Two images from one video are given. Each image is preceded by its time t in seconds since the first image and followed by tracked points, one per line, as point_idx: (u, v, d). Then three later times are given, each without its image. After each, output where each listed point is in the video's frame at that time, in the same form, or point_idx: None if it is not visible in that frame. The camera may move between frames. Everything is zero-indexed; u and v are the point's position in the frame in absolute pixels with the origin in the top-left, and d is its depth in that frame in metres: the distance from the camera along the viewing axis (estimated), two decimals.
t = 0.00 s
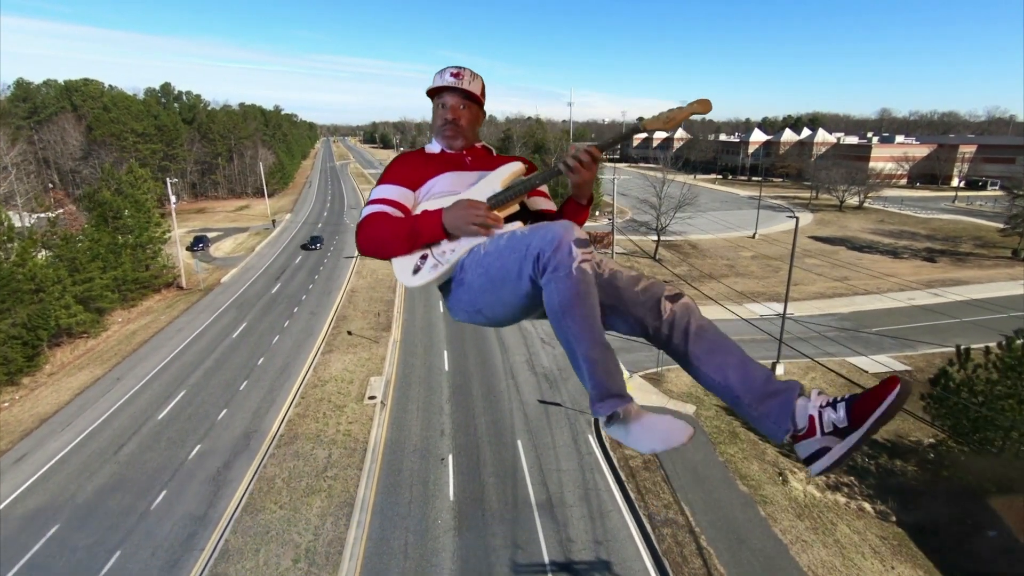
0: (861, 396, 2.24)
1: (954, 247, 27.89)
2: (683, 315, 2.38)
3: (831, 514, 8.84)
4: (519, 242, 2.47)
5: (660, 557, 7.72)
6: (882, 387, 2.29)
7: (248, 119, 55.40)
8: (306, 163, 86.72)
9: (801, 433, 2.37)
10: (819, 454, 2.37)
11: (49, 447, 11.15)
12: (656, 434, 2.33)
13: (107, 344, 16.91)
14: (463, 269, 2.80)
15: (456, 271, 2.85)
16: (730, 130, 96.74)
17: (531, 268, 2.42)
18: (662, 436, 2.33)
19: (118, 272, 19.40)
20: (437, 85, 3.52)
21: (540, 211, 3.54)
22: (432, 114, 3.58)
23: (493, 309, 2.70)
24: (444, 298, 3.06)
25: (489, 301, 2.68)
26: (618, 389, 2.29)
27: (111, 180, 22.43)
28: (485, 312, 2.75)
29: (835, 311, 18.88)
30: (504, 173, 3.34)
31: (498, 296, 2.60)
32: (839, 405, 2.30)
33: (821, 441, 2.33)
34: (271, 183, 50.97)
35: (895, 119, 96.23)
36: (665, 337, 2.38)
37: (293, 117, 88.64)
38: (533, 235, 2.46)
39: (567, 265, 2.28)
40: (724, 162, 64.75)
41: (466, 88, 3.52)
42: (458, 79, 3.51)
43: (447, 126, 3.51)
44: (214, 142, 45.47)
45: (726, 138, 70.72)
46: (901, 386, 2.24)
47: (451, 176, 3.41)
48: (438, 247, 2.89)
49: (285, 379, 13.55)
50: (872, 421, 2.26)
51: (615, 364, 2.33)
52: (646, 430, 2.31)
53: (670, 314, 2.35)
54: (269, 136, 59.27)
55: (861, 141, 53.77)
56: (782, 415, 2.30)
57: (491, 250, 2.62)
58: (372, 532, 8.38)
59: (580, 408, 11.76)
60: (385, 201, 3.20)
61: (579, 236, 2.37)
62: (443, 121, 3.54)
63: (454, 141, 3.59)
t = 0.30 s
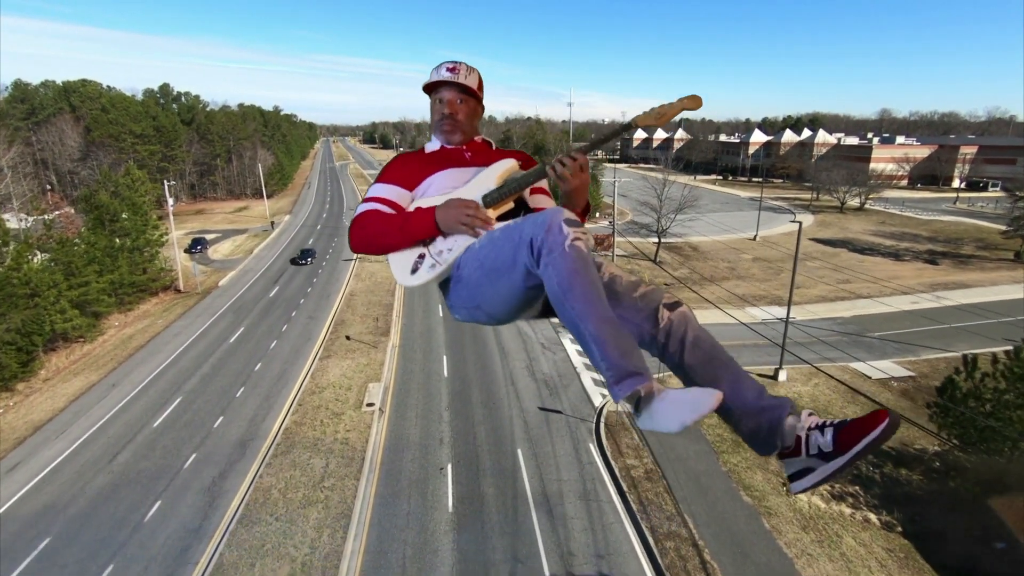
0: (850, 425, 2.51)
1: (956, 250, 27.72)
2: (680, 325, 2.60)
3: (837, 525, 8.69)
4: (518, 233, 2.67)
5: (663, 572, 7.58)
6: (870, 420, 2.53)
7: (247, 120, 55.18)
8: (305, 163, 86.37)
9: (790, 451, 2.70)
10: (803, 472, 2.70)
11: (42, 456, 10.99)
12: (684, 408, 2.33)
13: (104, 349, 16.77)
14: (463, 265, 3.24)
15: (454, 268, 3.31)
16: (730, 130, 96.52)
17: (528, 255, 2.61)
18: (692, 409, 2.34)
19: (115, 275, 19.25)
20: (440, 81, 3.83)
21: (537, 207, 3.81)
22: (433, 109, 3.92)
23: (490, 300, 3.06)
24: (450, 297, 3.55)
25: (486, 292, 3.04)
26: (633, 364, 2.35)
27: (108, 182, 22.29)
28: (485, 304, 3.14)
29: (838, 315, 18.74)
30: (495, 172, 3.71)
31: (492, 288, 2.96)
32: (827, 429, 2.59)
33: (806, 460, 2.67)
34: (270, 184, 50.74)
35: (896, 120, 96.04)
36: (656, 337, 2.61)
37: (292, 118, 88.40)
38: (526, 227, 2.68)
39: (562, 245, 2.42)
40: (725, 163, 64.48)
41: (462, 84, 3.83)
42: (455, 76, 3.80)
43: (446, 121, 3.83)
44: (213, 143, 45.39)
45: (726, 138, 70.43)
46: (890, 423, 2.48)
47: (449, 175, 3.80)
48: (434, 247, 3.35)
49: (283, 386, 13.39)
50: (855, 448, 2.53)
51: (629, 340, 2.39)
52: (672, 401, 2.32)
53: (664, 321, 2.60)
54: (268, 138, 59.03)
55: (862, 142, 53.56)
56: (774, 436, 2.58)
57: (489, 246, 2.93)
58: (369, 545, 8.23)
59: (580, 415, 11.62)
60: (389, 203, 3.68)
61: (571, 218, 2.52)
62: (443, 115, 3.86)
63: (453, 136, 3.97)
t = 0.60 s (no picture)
0: (860, 387, 2.39)
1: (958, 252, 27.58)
2: (681, 310, 2.62)
3: (842, 537, 8.53)
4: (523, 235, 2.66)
5: None
6: (885, 380, 2.40)
7: (245, 120, 54.99)
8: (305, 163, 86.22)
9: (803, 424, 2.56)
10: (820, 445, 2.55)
11: (34, 465, 10.81)
12: (726, 397, 2.26)
13: (99, 353, 16.60)
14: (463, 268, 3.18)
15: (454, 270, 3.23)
16: (730, 132, 95.19)
17: (536, 261, 2.60)
18: (730, 402, 2.25)
19: (110, 278, 19.07)
20: (433, 89, 3.72)
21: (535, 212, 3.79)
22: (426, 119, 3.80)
23: (491, 302, 3.00)
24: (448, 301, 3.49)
25: (488, 296, 2.98)
26: (654, 359, 2.33)
27: (104, 184, 22.11)
28: (486, 308, 3.08)
29: (840, 319, 18.59)
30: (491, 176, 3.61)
31: (496, 290, 2.89)
32: (840, 395, 2.46)
33: (822, 431, 2.53)
34: (268, 185, 50.52)
35: (896, 121, 95.98)
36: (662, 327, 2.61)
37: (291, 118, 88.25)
38: (531, 231, 2.67)
39: (571, 248, 2.43)
40: (725, 164, 64.31)
41: (457, 93, 3.75)
42: (450, 84, 3.73)
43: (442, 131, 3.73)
44: (211, 143, 45.45)
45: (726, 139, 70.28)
46: (905, 379, 2.33)
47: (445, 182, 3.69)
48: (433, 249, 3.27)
49: (279, 392, 13.22)
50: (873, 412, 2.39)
51: (647, 335, 2.37)
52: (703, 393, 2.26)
53: (666, 311, 2.60)
54: (267, 138, 58.81)
55: (862, 143, 53.41)
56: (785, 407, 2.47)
57: (491, 247, 2.89)
58: (365, 559, 8.06)
59: (581, 423, 11.45)
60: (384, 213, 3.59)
61: (577, 224, 2.55)
62: (438, 125, 3.76)
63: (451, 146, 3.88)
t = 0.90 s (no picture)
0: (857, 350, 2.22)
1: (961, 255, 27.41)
2: (679, 281, 2.54)
3: (848, 550, 8.36)
4: (525, 247, 2.65)
5: None
6: (881, 344, 2.23)
7: (244, 121, 54.77)
8: (304, 164, 86.01)
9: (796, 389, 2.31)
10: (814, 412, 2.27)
11: (25, 473, 10.62)
12: (781, 369, 2.21)
13: (94, 357, 16.42)
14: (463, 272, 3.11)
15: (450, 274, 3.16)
16: (731, 132, 94.98)
17: (542, 267, 2.57)
18: (781, 374, 2.21)
19: (106, 281, 18.90)
20: (422, 90, 3.76)
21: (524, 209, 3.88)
22: (416, 120, 3.84)
23: (495, 306, 2.92)
24: (448, 312, 3.40)
25: (491, 299, 2.90)
26: (677, 338, 2.23)
27: (101, 186, 21.93)
28: (489, 311, 3.00)
29: (843, 322, 18.41)
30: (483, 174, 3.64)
31: (498, 297, 2.84)
32: (836, 359, 2.24)
33: (816, 395, 2.25)
34: (267, 186, 50.30)
35: (897, 121, 95.82)
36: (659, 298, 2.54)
37: (291, 118, 88.02)
38: (537, 242, 2.67)
39: (575, 255, 2.45)
40: (726, 164, 64.07)
41: (447, 93, 3.79)
42: (438, 84, 3.75)
43: (432, 131, 3.77)
44: (209, 143, 45.24)
45: (726, 140, 70.12)
46: (901, 337, 2.19)
47: (438, 182, 3.69)
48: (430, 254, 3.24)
49: (276, 397, 13.03)
50: (869, 374, 2.20)
51: (666, 319, 2.31)
52: (745, 364, 2.18)
53: (664, 278, 2.54)
54: (266, 139, 58.60)
55: (864, 144, 53.23)
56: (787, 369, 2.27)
57: (491, 254, 2.84)
58: (361, 572, 7.89)
59: (581, 430, 11.28)
60: (380, 217, 3.61)
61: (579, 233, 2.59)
62: (428, 126, 3.79)
63: (440, 148, 3.89)
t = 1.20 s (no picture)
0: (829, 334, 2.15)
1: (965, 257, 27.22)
2: (680, 238, 2.67)
3: (861, 563, 8.16)
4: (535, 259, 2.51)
5: None
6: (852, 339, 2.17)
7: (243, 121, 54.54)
8: (303, 164, 85.75)
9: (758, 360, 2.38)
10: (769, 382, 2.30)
11: (19, 482, 10.43)
12: (810, 364, 2.01)
13: (91, 362, 16.23)
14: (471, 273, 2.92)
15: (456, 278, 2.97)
16: (731, 133, 94.81)
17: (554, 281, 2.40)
18: (808, 365, 2.02)
19: (103, 284, 18.70)
20: (422, 92, 3.60)
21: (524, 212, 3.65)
22: (415, 124, 3.69)
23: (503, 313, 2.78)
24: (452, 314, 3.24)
25: (500, 305, 2.73)
26: (699, 344, 2.12)
27: (98, 187, 21.73)
28: (499, 315, 2.83)
29: (849, 326, 18.21)
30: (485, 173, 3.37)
31: (506, 307, 2.69)
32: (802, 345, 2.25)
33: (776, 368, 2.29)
34: (266, 186, 50.05)
35: (897, 121, 95.67)
36: (656, 249, 2.63)
37: (290, 119, 87.83)
38: (549, 256, 2.50)
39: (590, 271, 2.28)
40: (726, 165, 63.88)
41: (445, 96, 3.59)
42: (437, 88, 3.57)
43: (431, 135, 3.61)
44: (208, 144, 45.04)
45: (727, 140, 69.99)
46: (872, 334, 2.15)
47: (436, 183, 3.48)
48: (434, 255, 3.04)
49: (274, 404, 12.82)
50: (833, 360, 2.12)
51: (684, 327, 2.18)
52: (768, 364, 2.04)
53: (664, 230, 2.66)
54: (265, 139, 58.40)
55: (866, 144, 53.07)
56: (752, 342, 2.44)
57: (499, 263, 2.70)
58: None
59: (586, 437, 11.07)
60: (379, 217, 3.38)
61: (595, 251, 2.44)
62: (426, 129, 3.63)
63: (438, 149, 3.69)
